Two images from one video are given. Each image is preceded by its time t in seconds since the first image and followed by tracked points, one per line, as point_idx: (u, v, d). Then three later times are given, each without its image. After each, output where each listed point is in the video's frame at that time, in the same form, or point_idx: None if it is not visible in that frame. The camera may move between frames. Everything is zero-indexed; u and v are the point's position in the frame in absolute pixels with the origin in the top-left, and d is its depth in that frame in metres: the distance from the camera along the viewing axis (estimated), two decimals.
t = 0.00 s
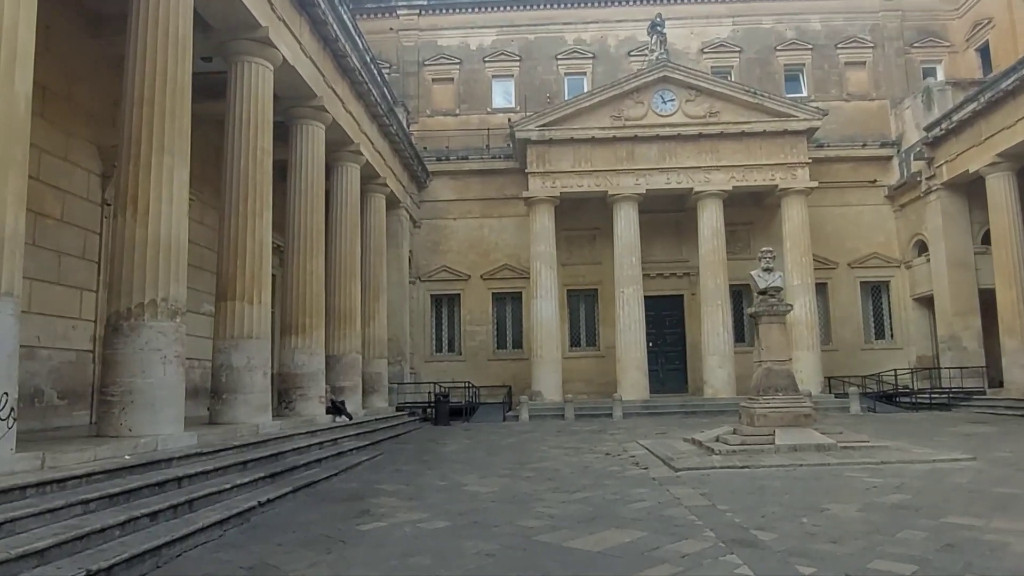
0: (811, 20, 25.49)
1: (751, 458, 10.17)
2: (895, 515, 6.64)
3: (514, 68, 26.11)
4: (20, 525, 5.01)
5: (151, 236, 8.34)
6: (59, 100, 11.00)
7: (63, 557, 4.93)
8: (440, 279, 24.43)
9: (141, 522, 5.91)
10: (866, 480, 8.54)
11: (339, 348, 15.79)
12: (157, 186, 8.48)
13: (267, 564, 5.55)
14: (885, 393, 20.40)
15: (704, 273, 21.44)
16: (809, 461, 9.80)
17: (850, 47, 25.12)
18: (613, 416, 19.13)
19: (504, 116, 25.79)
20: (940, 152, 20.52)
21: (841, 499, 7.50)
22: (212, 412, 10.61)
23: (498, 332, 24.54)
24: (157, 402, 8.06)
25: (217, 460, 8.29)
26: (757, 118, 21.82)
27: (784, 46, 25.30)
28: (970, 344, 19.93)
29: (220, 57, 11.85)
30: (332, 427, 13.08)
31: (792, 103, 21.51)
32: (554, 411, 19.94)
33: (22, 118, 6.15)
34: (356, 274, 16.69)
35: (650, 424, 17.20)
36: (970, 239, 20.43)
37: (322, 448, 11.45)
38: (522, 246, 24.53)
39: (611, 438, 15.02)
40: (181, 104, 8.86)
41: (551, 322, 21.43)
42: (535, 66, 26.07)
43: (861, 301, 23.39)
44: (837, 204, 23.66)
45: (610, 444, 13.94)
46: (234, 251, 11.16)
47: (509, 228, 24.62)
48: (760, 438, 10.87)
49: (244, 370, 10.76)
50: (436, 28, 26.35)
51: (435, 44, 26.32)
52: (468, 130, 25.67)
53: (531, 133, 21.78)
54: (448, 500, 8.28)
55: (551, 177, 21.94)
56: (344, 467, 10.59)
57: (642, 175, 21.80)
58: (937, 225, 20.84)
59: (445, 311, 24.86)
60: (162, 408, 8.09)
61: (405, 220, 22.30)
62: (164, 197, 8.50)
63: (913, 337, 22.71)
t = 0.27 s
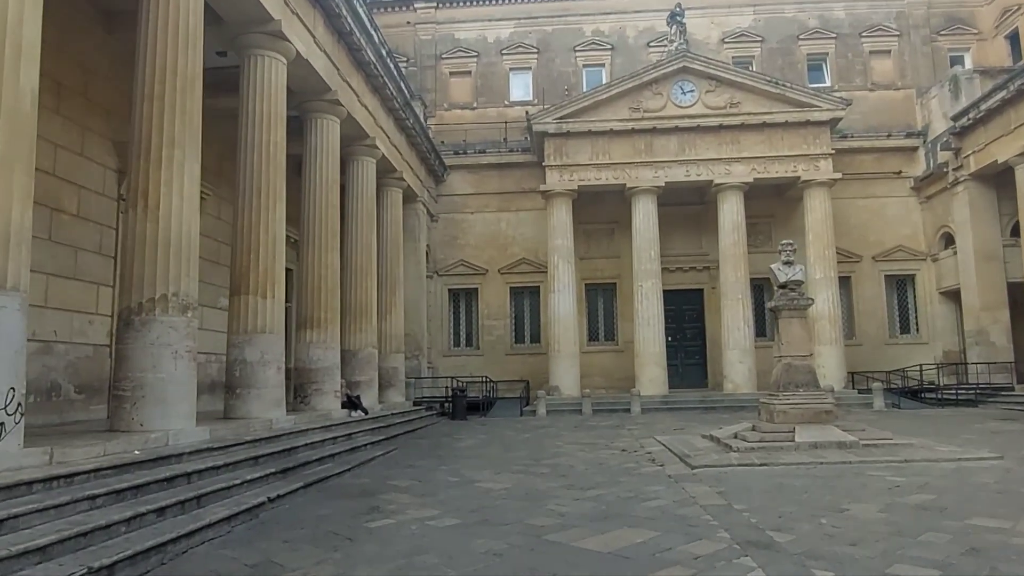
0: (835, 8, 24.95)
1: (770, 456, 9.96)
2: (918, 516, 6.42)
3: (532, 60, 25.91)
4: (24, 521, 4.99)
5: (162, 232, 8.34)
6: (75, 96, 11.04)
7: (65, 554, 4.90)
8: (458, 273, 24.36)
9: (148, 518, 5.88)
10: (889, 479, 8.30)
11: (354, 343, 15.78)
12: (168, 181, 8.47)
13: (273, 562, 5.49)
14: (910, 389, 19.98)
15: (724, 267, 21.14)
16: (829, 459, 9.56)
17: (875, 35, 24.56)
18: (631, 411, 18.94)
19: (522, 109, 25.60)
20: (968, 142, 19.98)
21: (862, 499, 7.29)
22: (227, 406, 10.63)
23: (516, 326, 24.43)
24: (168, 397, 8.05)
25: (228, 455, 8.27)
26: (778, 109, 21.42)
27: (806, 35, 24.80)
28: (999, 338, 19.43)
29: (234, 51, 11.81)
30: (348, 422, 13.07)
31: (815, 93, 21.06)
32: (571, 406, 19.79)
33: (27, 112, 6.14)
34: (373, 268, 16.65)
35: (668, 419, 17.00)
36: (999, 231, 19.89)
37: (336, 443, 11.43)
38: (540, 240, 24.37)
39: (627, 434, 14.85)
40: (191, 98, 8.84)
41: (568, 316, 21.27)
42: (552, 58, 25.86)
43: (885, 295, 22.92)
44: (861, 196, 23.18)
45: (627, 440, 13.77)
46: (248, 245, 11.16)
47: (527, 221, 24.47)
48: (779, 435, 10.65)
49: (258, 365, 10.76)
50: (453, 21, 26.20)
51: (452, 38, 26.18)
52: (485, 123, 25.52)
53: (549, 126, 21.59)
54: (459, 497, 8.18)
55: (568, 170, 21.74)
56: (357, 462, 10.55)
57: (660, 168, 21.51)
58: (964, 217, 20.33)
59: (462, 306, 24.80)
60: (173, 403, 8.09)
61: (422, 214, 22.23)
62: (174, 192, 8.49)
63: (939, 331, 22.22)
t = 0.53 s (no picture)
0: None
1: (776, 453, 9.79)
2: (925, 515, 6.24)
3: (539, 53, 25.73)
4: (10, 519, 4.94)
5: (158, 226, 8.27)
6: (76, 91, 11.01)
7: (52, 551, 4.85)
8: (465, 269, 24.26)
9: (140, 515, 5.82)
10: (898, 477, 8.11)
11: (359, 339, 15.71)
12: (165, 176, 8.41)
13: (263, 560, 5.41)
14: (922, 385, 19.69)
15: (733, 261, 20.90)
16: (837, 456, 9.38)
17: (887, 25, 24.19)
18: (639, 407, 18.79)
19: (529, 103, 25.44)
20: (982, 133, 19.63)
21: (869, 497, 7.12)
22: (228, 403, 10.60)
23: (524, 322, 24.31)
24: (166, 393, 8.00)
25: (226, 451, 8.21)
26: (788, 101, 21.13)
27: (817, 26, 24.47)
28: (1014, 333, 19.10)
29: (235, 45, 11.73)
30: (351, 418, 13.00)
31: (826, 84, 20.76)
32: (578, 402, 19.65)
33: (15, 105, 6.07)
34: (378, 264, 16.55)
35: (676, 416, 16.83)
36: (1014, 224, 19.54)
37: (338, 439, 11.36)
38: (547, 235, 24.21)
39: (634, 430, 14.69)
40: (188, 92, 8.76)
41: (575, 312, 21.12)
42: (560, 52, 25.67)
43: (898, 289, 22.59)
44: (873, 189, 22.85)
45: (634, 436, 13.62)
46: (249, 241, 11.10)
47: (534, 216, 24.31)
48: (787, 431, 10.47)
49: (259, 361, 10.71)
50: (460, 15, 26.05)
51: (459, 32, 26.03)
52: (493, 118, 25.37)
53: (555, 119, 21.41)
54: (459, 494, 8.08)
55: (576, 164, 21.56)
56: (359, 459, 10.47)
57: (668, 162, 21.29)
58: (978, 209, 19.98)
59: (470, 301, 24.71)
60: (170, 400, 8.05)
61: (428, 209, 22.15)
62: (170, 187, 8.42)
63: (952, 326, 21.88)
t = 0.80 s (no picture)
0: None
1: (777, 457, 9.62)
2: (926, 523, 6.08)
3: (541, 54, 25.62)
4: None
5: (148, 227, 8.18)
6: (70, 92, 10.95)
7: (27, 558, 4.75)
8: (467, 270, 24.15)
9: (121, 521, 5.71)
10: (900, 482, 7.93)
11: (358, 341, 15.62)
12: (154, 177, 8.31)
13: (245, 568, 5.30)
14: (928, 387, 19.45)
15: (736, 262, 20.72)
16: (839, 460, 9.21)
17: (893, 23, 23.96)
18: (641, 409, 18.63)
19: (531, 104, 25.32)
20: (989, 132, 19.38)
21: (869, 503, 6.95)
22: (223, 405, 10.52)
23: (526, 323, 24.18)
24: (156, 396, 7.91)
25: (217, 455, 8.11)
26: (792, 100, 20.94)
27: (822, 24, 24.26)
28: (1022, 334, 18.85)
29: (230, 45, 11.65)
30: (348, 420, 12.89)
31: (830, 83, 20.56)
32: (580, 404, 19.50)
33: None
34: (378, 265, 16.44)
35: (678, 418, 16.66)
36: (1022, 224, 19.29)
37: (334, 442, 11.26)
38: (550, 236, 24.08)
39: (634, 433, 14.54)
40: (179, 92, 8.67)
41: (577, 313, 20.97)
42: (562, 52, 25.55)
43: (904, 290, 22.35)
44: (878, 189, 22.62)
45: (633, 439, 13.46)
46: (243, 242, 11.01)
47: (537, 217, 24.18)
48: (788, 435, 10.30)
49: (254, 363, 10.62)
50: (462, 15, 25.95)
51: (461, 32, 25.94)
52: (495, 118, 25.26)
53: (557, 119, 21.28)
54: (452, 499, 7.95)
55: (578, 165, 21.41)
56: (354, 462, 10.36)
57: (671, 162, 21.14)
58: (986, 209, 19.74)
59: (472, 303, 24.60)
60: (160, 402, 7.95)
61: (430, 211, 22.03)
62: (160, 187, 8.33)
63: (959, 327, 21.63)
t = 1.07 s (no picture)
0: None
1: (778, 458, 9.48)
2: (928, 527, 5.93)
3: (542, 53, 25.50)
4: None
5: (139, 227, 8.09)
6: (64, 92, 10.88)
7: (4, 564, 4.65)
8: (468, 270, 24.05)
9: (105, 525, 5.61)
10: (902, 484, 7.78)
11: (357, 342, 15.52)
12: (145, 175, 8.23)
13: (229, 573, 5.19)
14: (933, 387, 19.25)
15: (739, 262, 20.56)
16: (841, 462, 9.05)
17: (896, 20, 23.75)
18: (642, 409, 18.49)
19: (532, 103, 25.20)
20: (996, 129, 19.17)
21: (870, 506, 6.81)
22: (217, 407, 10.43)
23: (528, 324, 24.06)
24: (146, 398, 7.81)
25: (208, 458, 8.01)
26: (794, 98, 20.76)
27: (825, 21, 24.08)
28: None
29: (225, 43, 11.55)
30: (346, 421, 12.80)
31: (833, 80, 20.38)
32: (581, 404, 19.37)
33: None
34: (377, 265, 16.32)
35: (679, 419, 16.51)
36: None
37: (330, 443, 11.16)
38: (551, 236, 23.95)
39: (635, 434, 14.40)
40: (170, 90, 8.58)
41: (579, 313, 20.84)
42: (563, 50, 25.42)
43: (909, 289, 22.15)
44: (882, 187, 22.42)
45: (634, 440, 13.32)
46: (238, 242, 10.93)
47: (538, 217, 24.05)
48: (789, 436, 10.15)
49: (249, 364, 10.53)
50: (462, 14, 25.84)
51: (461, 31, 25.83)
52: (496, 118, 25.15)
53: (558, 118, 21.14)
54: (446, 502, 7.83)
55: (579, 164, 21.27)
56: (350, 464, 10.25)
57: (673, 160, 20.98)
58: (992, 207, 19.53)
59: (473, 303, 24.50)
60: (151, 404, 7.86)
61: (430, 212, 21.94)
62: (151, 186, 8.24)
63: (965, 326, 21.42)
